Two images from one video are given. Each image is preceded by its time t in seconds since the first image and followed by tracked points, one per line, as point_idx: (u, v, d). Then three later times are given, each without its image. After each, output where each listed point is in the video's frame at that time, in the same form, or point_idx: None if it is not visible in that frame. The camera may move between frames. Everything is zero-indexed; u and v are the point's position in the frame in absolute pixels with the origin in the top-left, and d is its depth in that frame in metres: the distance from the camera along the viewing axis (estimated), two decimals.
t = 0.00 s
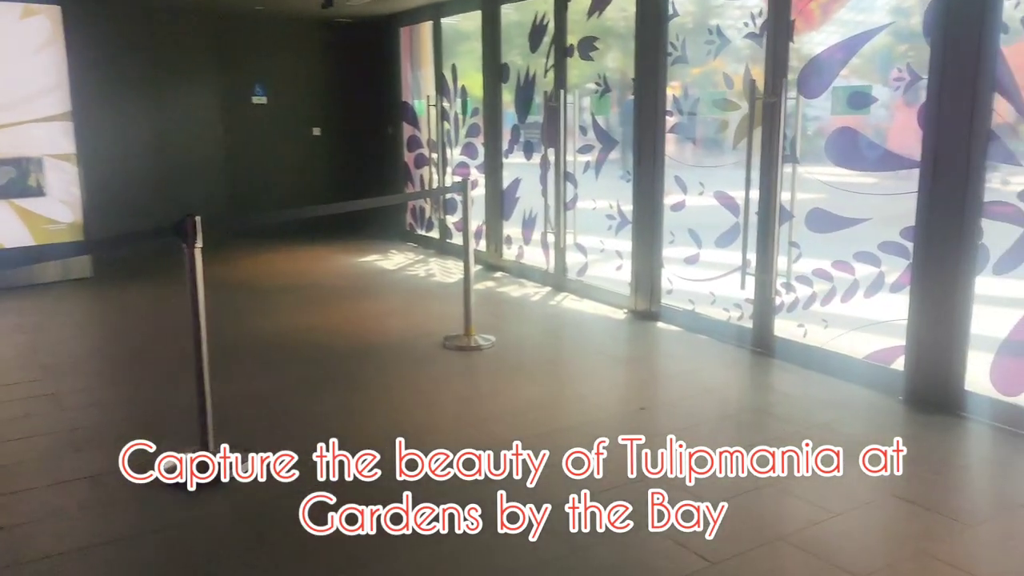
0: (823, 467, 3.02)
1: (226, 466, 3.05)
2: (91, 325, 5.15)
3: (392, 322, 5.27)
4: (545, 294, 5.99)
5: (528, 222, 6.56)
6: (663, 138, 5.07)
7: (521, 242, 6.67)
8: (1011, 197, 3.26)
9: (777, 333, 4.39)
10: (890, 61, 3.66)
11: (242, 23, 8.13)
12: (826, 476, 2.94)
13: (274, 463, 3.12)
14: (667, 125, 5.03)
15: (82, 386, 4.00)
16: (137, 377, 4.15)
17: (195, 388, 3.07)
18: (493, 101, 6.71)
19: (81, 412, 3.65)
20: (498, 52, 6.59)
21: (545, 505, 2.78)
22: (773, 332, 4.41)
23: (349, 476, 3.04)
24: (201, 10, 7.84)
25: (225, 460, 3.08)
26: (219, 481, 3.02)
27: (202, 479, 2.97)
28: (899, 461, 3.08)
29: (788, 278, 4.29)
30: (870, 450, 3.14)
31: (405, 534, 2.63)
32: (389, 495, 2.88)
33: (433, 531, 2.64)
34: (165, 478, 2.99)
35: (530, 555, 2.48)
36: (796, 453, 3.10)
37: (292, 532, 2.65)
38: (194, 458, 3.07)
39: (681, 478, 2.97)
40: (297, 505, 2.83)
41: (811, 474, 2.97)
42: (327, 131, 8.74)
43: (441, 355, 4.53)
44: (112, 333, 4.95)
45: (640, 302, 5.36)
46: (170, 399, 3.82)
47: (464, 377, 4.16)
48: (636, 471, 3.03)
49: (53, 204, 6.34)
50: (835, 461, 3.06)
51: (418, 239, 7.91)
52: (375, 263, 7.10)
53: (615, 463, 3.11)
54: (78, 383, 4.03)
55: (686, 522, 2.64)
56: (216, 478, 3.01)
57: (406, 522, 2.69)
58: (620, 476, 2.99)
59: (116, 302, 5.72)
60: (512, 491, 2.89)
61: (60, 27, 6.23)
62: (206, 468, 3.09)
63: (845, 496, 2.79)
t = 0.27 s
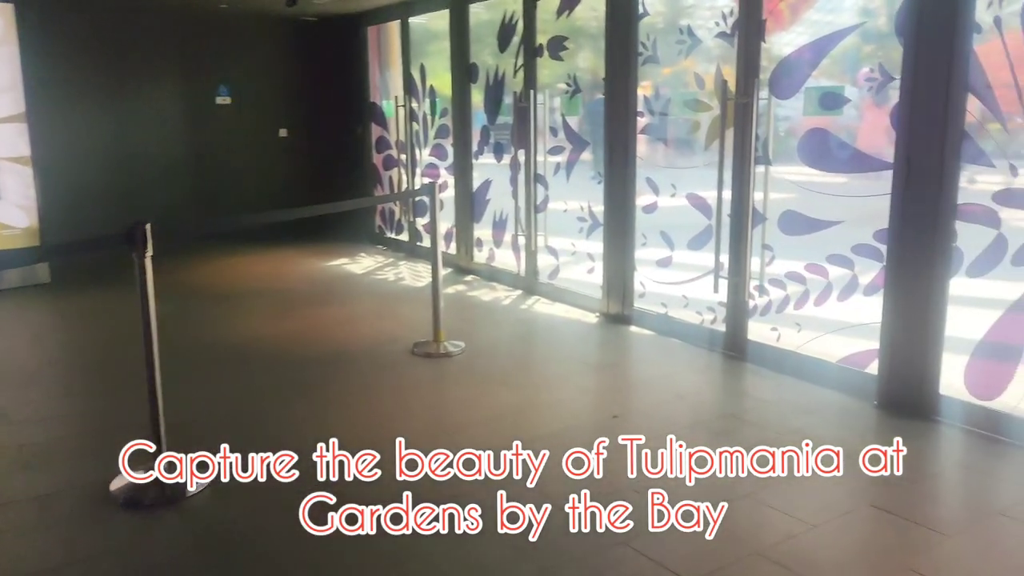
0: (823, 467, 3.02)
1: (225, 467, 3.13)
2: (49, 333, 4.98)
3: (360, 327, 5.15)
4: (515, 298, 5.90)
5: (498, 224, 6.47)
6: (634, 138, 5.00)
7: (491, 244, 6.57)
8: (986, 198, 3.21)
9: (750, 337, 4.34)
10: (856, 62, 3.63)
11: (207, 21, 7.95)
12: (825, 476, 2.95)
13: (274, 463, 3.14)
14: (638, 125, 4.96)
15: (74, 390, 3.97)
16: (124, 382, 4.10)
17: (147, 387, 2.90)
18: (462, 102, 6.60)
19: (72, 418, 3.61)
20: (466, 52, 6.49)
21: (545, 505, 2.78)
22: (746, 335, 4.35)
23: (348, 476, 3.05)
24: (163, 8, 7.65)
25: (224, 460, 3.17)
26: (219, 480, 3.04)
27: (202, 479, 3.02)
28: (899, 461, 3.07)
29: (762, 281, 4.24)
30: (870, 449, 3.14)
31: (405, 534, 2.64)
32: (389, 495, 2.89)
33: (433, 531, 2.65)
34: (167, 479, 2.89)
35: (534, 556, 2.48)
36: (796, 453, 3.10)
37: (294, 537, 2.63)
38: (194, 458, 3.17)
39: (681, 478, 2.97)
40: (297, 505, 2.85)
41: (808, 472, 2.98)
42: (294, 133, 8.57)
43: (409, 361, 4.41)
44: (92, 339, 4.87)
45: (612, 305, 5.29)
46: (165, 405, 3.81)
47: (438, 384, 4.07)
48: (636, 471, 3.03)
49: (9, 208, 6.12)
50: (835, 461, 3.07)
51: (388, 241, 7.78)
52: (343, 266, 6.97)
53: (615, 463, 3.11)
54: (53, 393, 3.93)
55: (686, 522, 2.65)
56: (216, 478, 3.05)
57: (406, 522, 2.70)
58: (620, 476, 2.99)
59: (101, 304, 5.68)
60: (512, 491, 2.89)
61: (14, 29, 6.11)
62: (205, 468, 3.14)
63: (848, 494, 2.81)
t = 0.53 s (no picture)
0: (823, 467, 2.97)
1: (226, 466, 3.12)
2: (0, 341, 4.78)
3: (326, 332, 5.00)
4: (485, 300, 5.78)
5: (467, 224, 6.34)
6: (604, 136, 4.90)
7: (460, 245, 6.44)
8: (960, 194, 3.14)
9: (724, 337, 4.26)
10: (824, 60, 3.57)
11: (166, 18, 7.73)
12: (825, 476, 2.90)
13: (274, 463, 3.12)
14: (609, 122, 4.86)
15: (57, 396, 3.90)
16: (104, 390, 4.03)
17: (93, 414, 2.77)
18: (429, 100, 6.46)
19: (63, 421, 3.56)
20: (433, 48, 6.35)
21: (545, 505, 2.76)
22: (719, 336, 4.27)
23: (348, 476, 3.03)
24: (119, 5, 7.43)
25: (224, 460, 3.17)
26: (218, 481, 3.03)
27: (202, 480, 3.02)
28: (899, 461, 3.03)
29: (735, 280, 4.15)
30: (870, 449, 3.09)
31: (405, 534, 2.62)
32: (389, 495, 2.86)
33: (433, 531, 2.63)
34: (165, 479, 3.01)
35: (537, 555, 2.47)
36: (796, 453, 3.07)
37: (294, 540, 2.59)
38: (194, 459, 3.17)
39: (681, 478, 2.94)
40: (297, 505, 2.83)
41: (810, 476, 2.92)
42: (257, 132, 8.38)
43: (375, 368, 4.27)
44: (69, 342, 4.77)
45: (584, 306, 5.19)
46: (158, 408, 3.76)
47: (408, 390, 3.94)
48: (635, 471, 2.99)
49: None
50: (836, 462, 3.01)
51: (356, 242, 7.62)
52: (308, 269, 6.80)
53: (615, 462, 3.08)
54: (24, 399, 3.82)
55: (686, 522, 2.62)
56: (216, 478, 3.04)
57: (406, 522, 2.68)
58: (619, 476, 2.95)
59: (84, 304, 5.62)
60: (512, 491, 2.87)
61: None
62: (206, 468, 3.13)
63: (854, 490, 2.80)
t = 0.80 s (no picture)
0: (823, 467, 2.92)
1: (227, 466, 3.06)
2: None
3: (299, 333, 4.87)
4: (462, 299, 5.66)
5: (443, 221, 6.22)
6: (582, 130, 4.79)
7: (436, 242, 6.32)
8: (947, 189, 3.06)
9: (705, 336, 4.16)
10: (802, 54, 3.50)
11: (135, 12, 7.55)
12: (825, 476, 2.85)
13: (274, 463, 3.06)
14: (587, 116, 4.75)
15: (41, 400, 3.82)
16: (87, 392, 3.95)
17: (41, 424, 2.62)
18: (404, 94, 6.33)
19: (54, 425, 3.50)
20: (407, 42, 6.22)
21: (545, 505, 2.70)
22: (701, 334, 4.18)
23: (348, 476, 2.96)
24: None
25: (224, 459, 3.10)
26: (218, 481, 2.97)
27: (201, 480, 2.96)
28: (898, 461, 2.96)
29: (717, 277, 4.06)
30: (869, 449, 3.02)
31: (404, 534, 2.56)
32: (389, 494, 2.81)
33: (433, 531, 2.57)
34: (165, 478, 2.95)
35: (539, 555, 2.42)
36: (796, 453, 3.00)
37: (288, 541, 2.53)
38: (194, 459, 3.10)
39: (680, 478, 2.88)
40: (296, 505, 2.77)
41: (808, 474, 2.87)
42: (229, 128, 8.21)
43: (348, 372, 4.14)
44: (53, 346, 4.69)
45: (563, 304, 5.08)
46: (148, 409, 3.69)
47: (381, 394, 3.82)
48: (635, 471, 2.93)
49: None
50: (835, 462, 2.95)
51: (331, 241, 7.47)
52: (281, 268, 6.65)
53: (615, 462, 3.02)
54: None
55: (686, 522, 2.57)
56: (216, 478, 2.98)
57: (406, 522, 2.63)
58: (619, 476, 2.90)
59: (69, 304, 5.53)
60: (513, 491, 2.81)
61: None
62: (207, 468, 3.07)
63: (862, 487, 2.77)
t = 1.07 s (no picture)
0: (823, 467, 2.91)
1: (226, 466, 3.10)
2: None
3: (272, 341, 4.72)
4: (439, 303, 5.53)
5: (420, 222, 6.07)
6: (560, 129, 4.65)
7: (413, 244, 6.17)
8: (936, 190, 2.95)
9: (688, 342, 4.04)
10: (783, 50, 3.39)
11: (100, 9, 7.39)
12: (826, 476, 2.84)
13: (274, 463, 3.08)
14: (566, 116, 4.61)
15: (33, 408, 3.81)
16: (73, 401, 3.90)
17: None
18: (378, 92, 6.17)
19: (53, 431, 3.52)
20: (381, 38, 6.05)
21: (545, 505, 2.71)
22: (683, 339, 4.06)
23: (348, 476, 2.98)
24: None
25: (224, 459, 3.14)
26: (218, 481, 3.00)
27: (201, 480, 3.00)
28: (899, 461, 2.95)
29: (699, 281, 3.94)
30: (869, 449, 3.01)
31: (404, 534, 2.57)
32: (389, 494, 2.82)
33: (433, 532, 2.58)
34: (165, 478, 3.00)
35: (539, 555, 2.42)
36: (796, 453, 3.00)
37: (291, 541, 2.53)
38: (194, 459, 3.16)
39: (680, 478, 2.88)
40: (297, 505, 2.78)
41: (811, 467, 2.92)
42: (202, 127, 8.02)
43: (319, 382, 3.99)
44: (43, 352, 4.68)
45: (542, 309, 4.94)
46: (141, 417, 3.69)
47: (353, 406, 3.68)
48: (635, 472, 2.94)
49: None
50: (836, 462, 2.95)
51: (306, 243, 7.29)
52: (254, 271, 6.48)
53: (614, 463, 3.02)
54: None
55: (686, 522, 2.58)
56: (216, 478, 3.02)
57: (406, 522, 2.64)
58: (619, 476, 2.90)
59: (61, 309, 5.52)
60: (511, 491, 2.82)
61: None
62: (207, 468, 3.11)
63: (862, 484, 2.79)
